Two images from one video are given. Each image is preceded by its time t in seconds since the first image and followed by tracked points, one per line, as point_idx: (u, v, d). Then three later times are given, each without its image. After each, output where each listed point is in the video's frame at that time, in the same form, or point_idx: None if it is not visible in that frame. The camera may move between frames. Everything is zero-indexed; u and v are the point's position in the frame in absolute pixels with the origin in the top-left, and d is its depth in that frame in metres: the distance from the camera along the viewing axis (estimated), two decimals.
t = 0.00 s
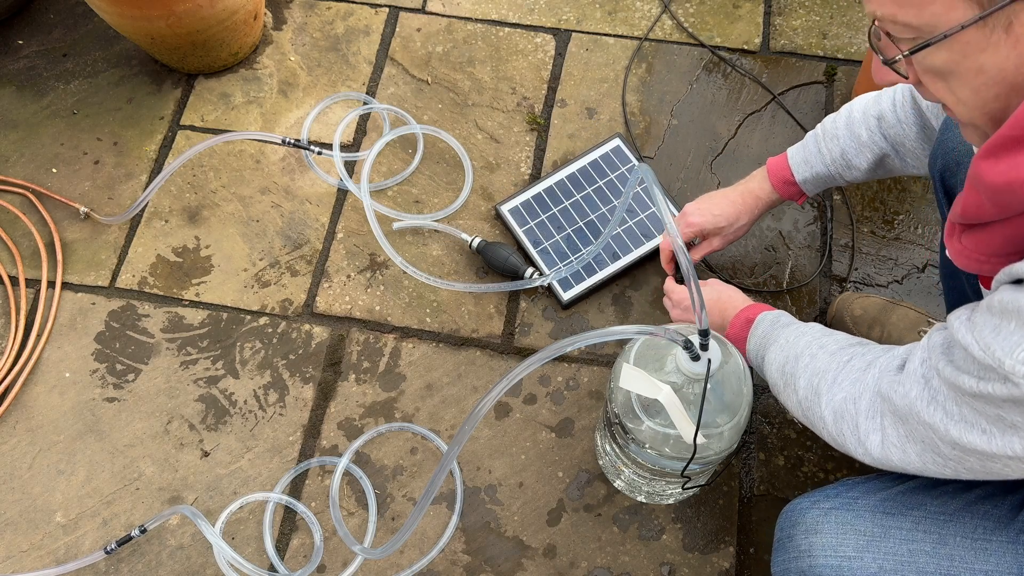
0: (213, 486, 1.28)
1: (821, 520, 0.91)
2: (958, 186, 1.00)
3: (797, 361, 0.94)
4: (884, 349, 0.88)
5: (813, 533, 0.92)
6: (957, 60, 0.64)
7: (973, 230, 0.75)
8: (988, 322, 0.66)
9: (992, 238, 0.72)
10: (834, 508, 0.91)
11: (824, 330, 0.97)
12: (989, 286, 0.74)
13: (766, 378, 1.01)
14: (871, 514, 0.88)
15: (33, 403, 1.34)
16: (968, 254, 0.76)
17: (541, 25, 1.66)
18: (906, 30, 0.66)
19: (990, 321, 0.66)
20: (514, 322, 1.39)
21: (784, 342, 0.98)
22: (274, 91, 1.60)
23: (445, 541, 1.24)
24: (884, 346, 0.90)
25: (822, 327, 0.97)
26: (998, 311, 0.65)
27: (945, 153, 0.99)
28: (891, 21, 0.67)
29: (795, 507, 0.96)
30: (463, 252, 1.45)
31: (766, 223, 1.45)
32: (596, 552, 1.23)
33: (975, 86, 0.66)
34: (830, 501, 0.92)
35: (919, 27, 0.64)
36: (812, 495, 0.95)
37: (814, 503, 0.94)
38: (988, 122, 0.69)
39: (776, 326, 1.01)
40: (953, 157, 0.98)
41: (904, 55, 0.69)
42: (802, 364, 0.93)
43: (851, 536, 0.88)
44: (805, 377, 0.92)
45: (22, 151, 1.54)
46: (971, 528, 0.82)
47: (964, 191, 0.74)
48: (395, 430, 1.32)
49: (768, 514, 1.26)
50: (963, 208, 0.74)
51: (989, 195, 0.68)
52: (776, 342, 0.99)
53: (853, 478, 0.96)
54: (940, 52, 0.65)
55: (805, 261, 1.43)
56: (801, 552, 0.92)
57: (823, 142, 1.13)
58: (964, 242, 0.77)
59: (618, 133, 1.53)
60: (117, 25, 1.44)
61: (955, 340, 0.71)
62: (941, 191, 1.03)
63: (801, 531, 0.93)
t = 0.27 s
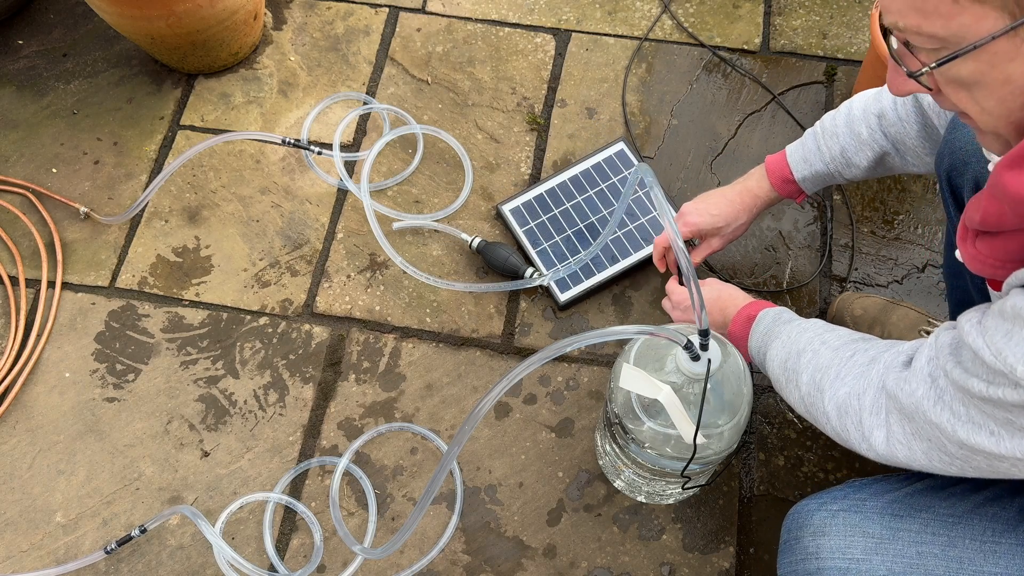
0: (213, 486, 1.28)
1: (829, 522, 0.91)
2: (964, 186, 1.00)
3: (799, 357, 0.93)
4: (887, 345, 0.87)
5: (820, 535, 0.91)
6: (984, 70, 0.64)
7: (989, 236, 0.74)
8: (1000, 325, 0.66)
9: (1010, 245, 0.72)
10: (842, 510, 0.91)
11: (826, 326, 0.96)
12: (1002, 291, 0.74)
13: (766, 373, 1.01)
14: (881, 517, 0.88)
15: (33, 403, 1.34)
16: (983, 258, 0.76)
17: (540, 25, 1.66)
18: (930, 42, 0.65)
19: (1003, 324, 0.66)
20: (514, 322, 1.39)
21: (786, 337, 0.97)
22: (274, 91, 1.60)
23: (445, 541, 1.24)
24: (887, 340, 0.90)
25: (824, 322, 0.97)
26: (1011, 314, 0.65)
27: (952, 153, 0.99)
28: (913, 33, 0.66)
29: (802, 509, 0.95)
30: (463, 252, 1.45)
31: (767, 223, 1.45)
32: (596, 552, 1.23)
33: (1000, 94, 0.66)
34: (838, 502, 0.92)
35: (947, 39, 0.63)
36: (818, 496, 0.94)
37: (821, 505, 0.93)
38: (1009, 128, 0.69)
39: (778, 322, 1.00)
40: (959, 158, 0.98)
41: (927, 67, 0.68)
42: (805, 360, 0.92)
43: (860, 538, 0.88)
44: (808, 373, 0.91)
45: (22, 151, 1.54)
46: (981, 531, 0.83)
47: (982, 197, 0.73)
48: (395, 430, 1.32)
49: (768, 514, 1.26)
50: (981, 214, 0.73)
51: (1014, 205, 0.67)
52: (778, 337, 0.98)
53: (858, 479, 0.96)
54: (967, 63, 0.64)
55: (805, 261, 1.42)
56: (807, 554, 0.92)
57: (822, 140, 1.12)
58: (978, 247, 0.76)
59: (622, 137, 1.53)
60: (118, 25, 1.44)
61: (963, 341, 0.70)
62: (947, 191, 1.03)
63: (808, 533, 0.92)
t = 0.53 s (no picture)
0: (213, 486, 1.28)
1: (835, 522, 0.91)
2: (968, 186, 1.00)
3: (802, 353, 0.93)
4: (892, 341, 0.87)
5: (825, 535, 0.91)
6: (1002, 66, 0.63)
7: (1001, 236, 0.74)
8: (1013, 326, 0.66)
9: None
10: (847, 510, 0.91)
11: (830, 320, 0.96)
12: (1014, 291, 0.74)
13: (769, 369, 1.01)
14: (886, 517, 0.88)
15: (33, 403, 1.34)
16: (994, 258, 0.75)
17: (540, 25, 1.66)
18: (951, 33, 0.64)
19: (1015, 325, 0.66)
20: (514, 322, 1.39)
21: (789, 333, 0.97)
22: (274, 91, 1.60)
23: (445, 541, 1.24)
24: (892, 336, 0.90)
25: (827, 317, 0.97)
26: None
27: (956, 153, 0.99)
28: (934, 23, 0.65)
29: (807, 509, 0.96)
30: (464, 252, 1.45)
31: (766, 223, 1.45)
32: (596, 552, 1.23)
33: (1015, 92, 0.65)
34: (844, 503, 0.92)
35: (969, 33, 0.63)
36: (824, 497, 0.95)
37: (827, 506, 0.94)
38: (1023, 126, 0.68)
39: (779, 319, 1.00)
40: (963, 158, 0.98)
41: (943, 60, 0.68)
42: (808, 356, 0.92)
43: (866, 539, 0.88)
44: (811, 369, 0.91)
45: (22, 151, 1.54)
46: (987, 531, 0.83)
47: (1000, 197, 0.73)
48: (395, 430, 1.32)
49: (768, 514, 1.26)
50: (998, 215, 0.73)
51: None
52: (781, 333, 0.98)
53: (864, 481, 0.97)
54: (986, 58, 0.64)
55: (805, 261, 1.43)
56: (812, 554, 0.92)
57: (815, 142, 1.12)
58: (989, 247, 0.76)
59: (623, 137, 1.53)
60: (118, 25, 1.44)
61: (974, 340, 0.70)
62: (951, 191, 1.03)
63: (814, 534, 0.93)
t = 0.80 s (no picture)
0: (213, 486, 1.28)
1: (839, 516, 0.91)
2: (971, 185, 1.00)
3: (805, 354, 0.93)
4: (894, 339, 0.87)
5: (829, 530, 0.91)
6: (993, 54, 0.64)
7: (1006, 234, 0.74)
8: (1017, 322, 0.66)
9: None
10: (851, 505, 0.91)
11: (832, 319, 0.96)
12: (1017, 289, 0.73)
13: (772, 369, 1.01)
14: (891, 512, 0.88)
15: (33, 403, 1.34)
16: (996, 256, 0.75)
17: (540, 25, 1.66)
18: (948, 16, 0.65)
19: (1019, 322, 0.66)
20: (514, 322, 1.39)
21: (791, 333, 0.97)
22: (274, 91, 1.60)
23: (445, 541, 1.24)
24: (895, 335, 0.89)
25: (829, 316, 0.97)
26: None
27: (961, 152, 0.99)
28: (934, 5, 0.66)
29: (811, 504, 0.96)
30: (464, 253, 1.45)
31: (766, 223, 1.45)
32: (596, 552, 1.23)
33: (1006, 84, 0.65)
34: (848, 498, 0.92)
35: (963, 17, 0.63)
36: (828, 492, 0.95)
37: (832, 500, 0.94)
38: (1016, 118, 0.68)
39: (780, 320, 1.00)
40: (967, 157, 0.98)
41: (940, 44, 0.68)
42: (811, 356, 0.92)
43: (869, 534, 0.88)
44: (814, 368, 0.91)
45: (22, 151, 1.54)
46: (992, 527, 0.82)
47: (1006, 193, 0.72)
48: (395, 430, 1.32)
49: (768, 514, 1.26)
50: (1003, 211, 0.72)
51: None
52: (783, 333, 0.98)
53: (870, 476, 0.96)
54: (979, 44, 0.64)
55: (805, 261, 1.43)
56: (816, 549, 0.92)
57: (815, 156, 1.12)
58: (993, 245, 0.76)
59: (623, 137, 1.53)
60: (118, 25, 1.44)
61: (977, 337, 0.70)
62: (956, 190, 1.03)
63: (817, 528, 0.93)
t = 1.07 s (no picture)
0: (213, 486, 1.28)
1: (838, 517, 0.91)
2: (972, 185, 1.00)
3: (804, 355, 0.93)
4: (894, 339, 0.87)
5: (829, 530, 0.92)
6: (982, 51, 0.64)
7: (1004, 234, 0.74)
8: (1017, 321, 0.66)
9: None
10: (851, 505, 0.91)
11: (832, 319, 0.96)
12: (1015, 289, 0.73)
13: (773, 370, 1.01)
14: (890, 513, 0.88)
15: (33, 403, 1.34)
16: (995, 256, 0.75)
17: (540, 25, 1.66)
18: (938, 12, 0.65)
19: (1019, 321, 0.66)
20: (514, 322, 1.39)
21: (790, 334, 0.97)
22: (274, 91, 1.60)
23: (445, 541, 1.24)
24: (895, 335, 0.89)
25: (828, 317, 0.97)
26: None
27: (961, 152, 1.00)
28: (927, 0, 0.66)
29: (811, 504, 0.96)
30: (464, 253, 1.45)
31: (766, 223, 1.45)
32: (596, 552, 1.23)
33: (996, 81, 0.65)
34: (848, 499, 0.92)
35: (953, 13, 0.63)
36: (827, 492, 0.95)
37: (831, 501, 0.94)
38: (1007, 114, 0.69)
39: (779, 321, 1.00)
40: (968, 157, 0.99)
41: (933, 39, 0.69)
42: (811, 356, 0.92)
43: (869, 534, 0.88)
44: (814, 369, 0.91)
45: (22, 151, 1.54)
46: (990, 528, 0.82)
47: (1003, 193, 0.73)
48: (395, 430, 1.32)
49: (768, 514, 1.26)
50: (1000, 210, 0.73)
51: None
52: (783, 334, 0.98)
53: (869, 477, 0.96)
54: (967, 41, 0.64)
55: (805, 261, 1.43)
56: (816, 549, 0.92)
57: (805, 150, 1.10)
58: (992, 246, 0.76)
59: (623, 137, 1.53)
60: (118, 25, 1.44)
61: (977, 337, 0.71)
62: (956, 190, 1.04)
63: (817, 528, 0.93)
